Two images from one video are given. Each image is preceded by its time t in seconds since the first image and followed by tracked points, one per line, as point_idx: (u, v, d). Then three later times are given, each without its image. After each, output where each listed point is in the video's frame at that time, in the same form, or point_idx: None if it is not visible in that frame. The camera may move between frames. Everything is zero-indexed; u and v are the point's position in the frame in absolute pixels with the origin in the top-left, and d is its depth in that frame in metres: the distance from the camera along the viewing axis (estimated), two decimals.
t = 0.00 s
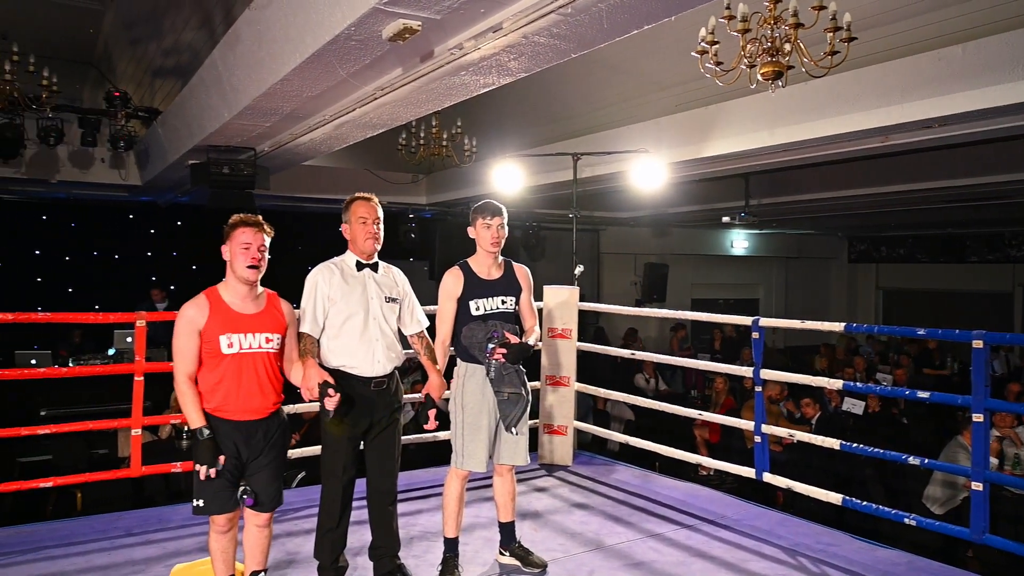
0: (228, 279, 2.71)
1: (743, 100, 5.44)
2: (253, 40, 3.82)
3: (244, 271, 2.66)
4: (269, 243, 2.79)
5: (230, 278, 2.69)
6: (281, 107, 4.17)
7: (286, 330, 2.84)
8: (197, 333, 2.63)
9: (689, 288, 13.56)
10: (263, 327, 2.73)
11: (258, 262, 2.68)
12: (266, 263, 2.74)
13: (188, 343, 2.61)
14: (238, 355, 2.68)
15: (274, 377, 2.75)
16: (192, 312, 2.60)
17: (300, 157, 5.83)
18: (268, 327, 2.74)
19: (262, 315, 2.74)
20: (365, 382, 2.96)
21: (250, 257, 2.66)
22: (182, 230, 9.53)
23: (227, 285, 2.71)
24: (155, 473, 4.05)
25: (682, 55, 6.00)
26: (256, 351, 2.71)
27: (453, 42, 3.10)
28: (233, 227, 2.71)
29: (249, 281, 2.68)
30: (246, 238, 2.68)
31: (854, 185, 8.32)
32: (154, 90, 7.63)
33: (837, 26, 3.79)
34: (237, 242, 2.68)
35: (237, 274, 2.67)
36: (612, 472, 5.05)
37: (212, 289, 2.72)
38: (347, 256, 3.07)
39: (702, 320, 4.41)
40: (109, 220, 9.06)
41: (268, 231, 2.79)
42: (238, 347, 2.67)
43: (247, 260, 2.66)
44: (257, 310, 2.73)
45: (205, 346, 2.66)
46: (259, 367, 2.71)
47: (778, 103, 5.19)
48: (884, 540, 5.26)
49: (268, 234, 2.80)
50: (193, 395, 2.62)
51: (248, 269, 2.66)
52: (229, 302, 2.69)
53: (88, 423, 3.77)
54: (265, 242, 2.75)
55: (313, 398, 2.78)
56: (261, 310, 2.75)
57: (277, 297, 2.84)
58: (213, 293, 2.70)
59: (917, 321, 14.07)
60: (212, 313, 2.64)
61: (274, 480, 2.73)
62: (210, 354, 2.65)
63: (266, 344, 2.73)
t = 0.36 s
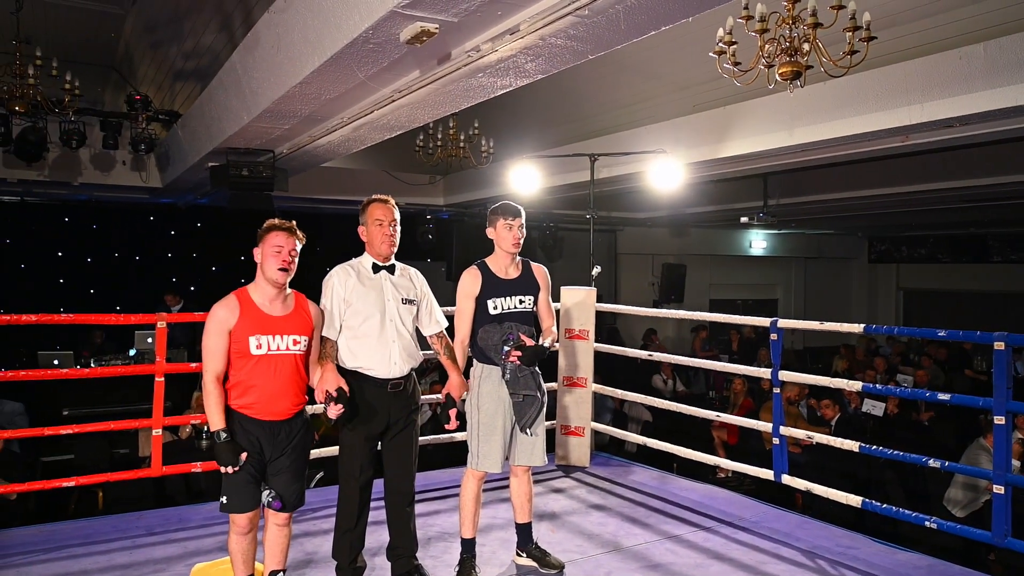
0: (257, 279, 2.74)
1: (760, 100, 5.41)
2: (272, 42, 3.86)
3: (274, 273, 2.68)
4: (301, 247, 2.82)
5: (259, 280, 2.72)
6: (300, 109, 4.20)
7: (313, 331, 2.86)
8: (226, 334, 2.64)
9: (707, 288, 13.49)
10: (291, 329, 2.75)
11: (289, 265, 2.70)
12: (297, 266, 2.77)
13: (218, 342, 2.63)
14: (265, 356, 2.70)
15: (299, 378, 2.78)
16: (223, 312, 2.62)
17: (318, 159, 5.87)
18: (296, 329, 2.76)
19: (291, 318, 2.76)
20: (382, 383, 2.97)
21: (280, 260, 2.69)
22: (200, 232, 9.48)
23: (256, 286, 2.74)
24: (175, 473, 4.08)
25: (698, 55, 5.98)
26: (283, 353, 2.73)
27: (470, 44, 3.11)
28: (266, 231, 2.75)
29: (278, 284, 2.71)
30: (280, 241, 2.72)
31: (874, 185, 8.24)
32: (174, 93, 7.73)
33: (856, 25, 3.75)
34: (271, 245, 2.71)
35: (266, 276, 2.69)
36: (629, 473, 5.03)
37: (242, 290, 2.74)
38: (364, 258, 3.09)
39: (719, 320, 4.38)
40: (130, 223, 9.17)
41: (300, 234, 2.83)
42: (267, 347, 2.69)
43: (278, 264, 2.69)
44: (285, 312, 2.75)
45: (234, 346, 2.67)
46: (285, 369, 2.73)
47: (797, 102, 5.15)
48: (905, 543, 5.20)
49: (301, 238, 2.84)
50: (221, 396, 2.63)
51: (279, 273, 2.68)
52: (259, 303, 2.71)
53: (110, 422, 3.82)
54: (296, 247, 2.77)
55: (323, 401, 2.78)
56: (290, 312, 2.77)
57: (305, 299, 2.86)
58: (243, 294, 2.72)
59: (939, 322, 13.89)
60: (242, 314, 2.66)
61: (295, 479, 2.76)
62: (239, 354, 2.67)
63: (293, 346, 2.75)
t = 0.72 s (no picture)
0: (267, 280, 2.77)
1: (774, 100, 5.39)
2: (287, 45, 3.89)
3: (285, 277, 2.72)
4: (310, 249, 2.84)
5: (269, 280, 2.74)
6: (314, 111, 4.23)
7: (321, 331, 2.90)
8: (238, 333, 2.67)
9: (721, 288, 13.44)
10: (302, 326, 2.78)
11: (301, 269, 2.73)
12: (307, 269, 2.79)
13: (231, 342, 2.65)
14: (277, 353, 2.73)
15: (310, 375, 2.81)
16: (235, 311, 2.64)
17: (332, 161, 5.91)
18: (306, 327, 2.79)
19: (301, 316, 2.79)
20: (397, 384, 2.99)
21: (293, 264, 2.72)
22: (216, 233, 9.61)
23: (266, 286, 2.77)
24: (192, 472, 4.10)
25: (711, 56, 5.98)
26: (295, 350, 2.76)
27: (483, 47, 3.12)
28: (275, 233, 2.76)
29: (288, 284, 2.74)
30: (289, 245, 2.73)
31: (890, 185, 8.18)
32: (190, 95, 7.83)
33: (870, 25, 3.73)
34: (280, 248, 2.73)
35: (277, 277, 2.72)
36: (642, 474, 5.03)
37: (251, 290, 2.77)
38: (379, 259, 3.10)
39: (733, 321, 4.37)
40: (146, 224, 9.26)
41: (308, 236, 2.84)
42: (279, 345, 2.72)
43: (289, 266, 2.71)
44: (296, 310, 2.79)
45: (246, 345, 2.70)
46: (297, 366, 2.76)
47: (811, 102, 5.13)
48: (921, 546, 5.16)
49: (309, 240, 2.85)
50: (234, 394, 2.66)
51: (292, 276, 2.72)
52: (269, 302, 2.74)
53: (127, 423, 3.80)
54: (306, 249, 2.80)
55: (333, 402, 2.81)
56: (299, 311, 2.80)
57: (313, 299, 2.90)
58: (253, 293, 2.74)
59: (956, 323, 13.76)
60: (254, 312, 2.69)
61: (307, 478, 2.79)
62: (252, 352, 2.69)
63: (304, 344, 2.79)
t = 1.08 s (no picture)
0: (288, 257, 2.80)
1: (806, 70, 5.28)
2: (314, 20, 3.89)
3: (307, 253, 2.75)
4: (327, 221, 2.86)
5: (290, 257, 2.78)
6: (342, 86, 4.24)
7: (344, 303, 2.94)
8: (263, 311, 2.72)
9: (750, 262, 13.29)
10: (324, 301, 2.82)
11: (321, 245, 2.76)
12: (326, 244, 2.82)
13: (256, 321, 2.70)
14: (303, 329, 2.78)
15: (336, 349, 2.86)
16: (258, 291, 2.69)
17: (359, 135, 5.93)
18: (329, 302, 2.83)
19: (324, 291, 2.83)
20: (426, 357, 3.03)
21: (313, 240, 2.75)
22: (244, 207, 9.89)
23: (287, 263, 2.80)
24: (226, 441, 4.20)
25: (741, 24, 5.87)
26: (319, 325, 2.80)
27: (511, 18, 3.10)
28: (291, 208, 2.77)
29: (309, 260, 2.77)
30: (307, 220, 2.76)
31: (925, 156, 7.99)
32: (218, 70, 7.89)
33: None
34: (299, 225, 2.75)
35: (299, 254, 2.75)
36: (669, 446, 5.05)
37: (273, 269, 2.80)
38: (409, 233, 3.12)
39: (762, 295, 4.33)
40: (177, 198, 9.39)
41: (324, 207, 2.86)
42: (303, 321, 2.77)
43: (310, 243, 2.75)
44: (318, 286, 2.82)
45: (271, 323, 2.75)
46: (323, 340, 2.81)
47: (846, 71, 5.01)
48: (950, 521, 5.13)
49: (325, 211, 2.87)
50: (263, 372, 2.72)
51: (313, 253, 2.75)
52: (291, 279, 2.78)
53: (163, 393, 3.92)
54: (324, 223, 2.82)
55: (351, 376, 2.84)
56: (321, 286, 2.84)
57: (335, 272, 2.93)
58: (275, 272, 2.78)
59: (992, 297, 13.48)
60: (276, 290, 2.74)
61: (338, 449, 2.85)
62: (277, 329, 2.74)
63: (328, 318, 2.83)
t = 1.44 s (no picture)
0: (310, 215, 2.81)
1: (835, 23, 5.12)
2: None
3: (329, 210, 2.75)
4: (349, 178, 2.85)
5: (313, 216, 2.79)
6: (361, 42, 4.19)
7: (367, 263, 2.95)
8: (285, 270, 2.75)
9: (774, 221, 13.12)
10: (346, 260, 2.84)
11: (343, 201, 2.76)
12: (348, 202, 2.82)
13: (279, 279, 2.74)
14: (325, 287, 2.80)
15: (358, 307, 2.88)
16: (281, 249, 2.72)
17: (378, 92, 5.89)
18: (351, 260, 2.85)
19: (345, 250, 2.85)
20: (446, 315, 3.05)
21: (335, 197, 2.74)
22: (266, 166, 9.84)
23: (309, 221, 2.81)
24: (251, 397, 4.28)
25: None
26: (341, 283, 2.82)
27: None
28: (314, 165, 2.78)
29: (332, 218, 2.78)
30: (329, 177, 2.76)
31: (957, 111, 7.77)
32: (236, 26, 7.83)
33: None
34: (321, 182, 2.76)
35: (321, 212, 2.76)
36: (687, 405, 5.07)
37: (295, 227, 2.83)
38: (429, 192, 3.11)
39: (785, 254, 4.28)
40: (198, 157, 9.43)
41: (346, 164, 2.85)
42: (325, 279, 2.79)
43: (332, 200, 2.74)
44: (339, 244, 2.84)
45: (293, 281, 2.78)
46: (345, 299, 2.83)
47: (877, 23, 4.85)
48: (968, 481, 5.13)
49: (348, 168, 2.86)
50: (286, 330, 2.76)
51: (334, 209, 2.75)
52: (313, 237, 2.80)
53: (189, 349, 4.00)
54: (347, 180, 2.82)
55: (377, 337, 2.89)
56: (343, 245, 2.85)
57: (358, 232, 2.94)
58: (297, 230, 2.80)
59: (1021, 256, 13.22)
60: (299, 249, 2.76)
61: (360, 407, 2.89)
62: (300, 288, 2.77)
63: (350, 277, 2.85)
